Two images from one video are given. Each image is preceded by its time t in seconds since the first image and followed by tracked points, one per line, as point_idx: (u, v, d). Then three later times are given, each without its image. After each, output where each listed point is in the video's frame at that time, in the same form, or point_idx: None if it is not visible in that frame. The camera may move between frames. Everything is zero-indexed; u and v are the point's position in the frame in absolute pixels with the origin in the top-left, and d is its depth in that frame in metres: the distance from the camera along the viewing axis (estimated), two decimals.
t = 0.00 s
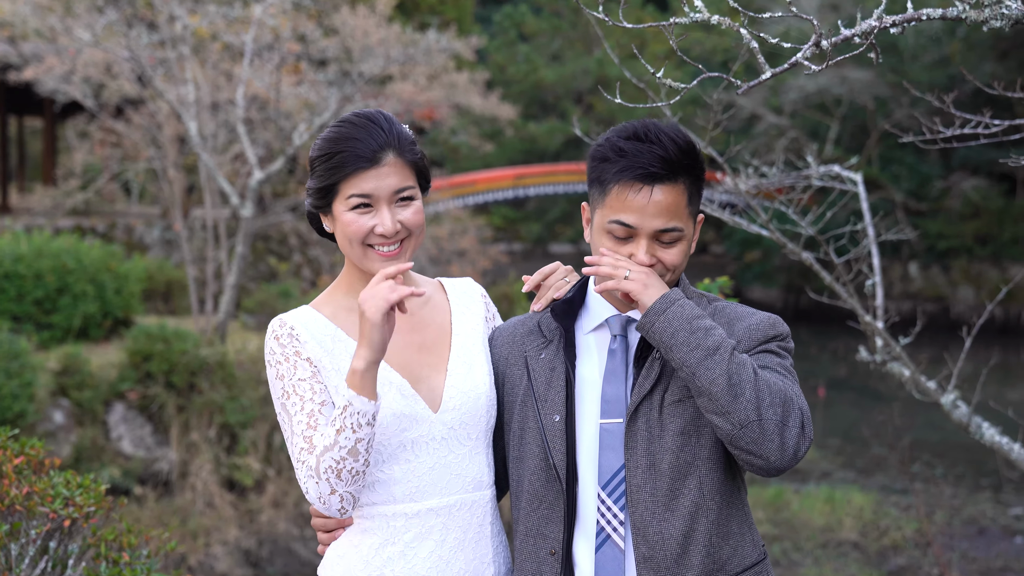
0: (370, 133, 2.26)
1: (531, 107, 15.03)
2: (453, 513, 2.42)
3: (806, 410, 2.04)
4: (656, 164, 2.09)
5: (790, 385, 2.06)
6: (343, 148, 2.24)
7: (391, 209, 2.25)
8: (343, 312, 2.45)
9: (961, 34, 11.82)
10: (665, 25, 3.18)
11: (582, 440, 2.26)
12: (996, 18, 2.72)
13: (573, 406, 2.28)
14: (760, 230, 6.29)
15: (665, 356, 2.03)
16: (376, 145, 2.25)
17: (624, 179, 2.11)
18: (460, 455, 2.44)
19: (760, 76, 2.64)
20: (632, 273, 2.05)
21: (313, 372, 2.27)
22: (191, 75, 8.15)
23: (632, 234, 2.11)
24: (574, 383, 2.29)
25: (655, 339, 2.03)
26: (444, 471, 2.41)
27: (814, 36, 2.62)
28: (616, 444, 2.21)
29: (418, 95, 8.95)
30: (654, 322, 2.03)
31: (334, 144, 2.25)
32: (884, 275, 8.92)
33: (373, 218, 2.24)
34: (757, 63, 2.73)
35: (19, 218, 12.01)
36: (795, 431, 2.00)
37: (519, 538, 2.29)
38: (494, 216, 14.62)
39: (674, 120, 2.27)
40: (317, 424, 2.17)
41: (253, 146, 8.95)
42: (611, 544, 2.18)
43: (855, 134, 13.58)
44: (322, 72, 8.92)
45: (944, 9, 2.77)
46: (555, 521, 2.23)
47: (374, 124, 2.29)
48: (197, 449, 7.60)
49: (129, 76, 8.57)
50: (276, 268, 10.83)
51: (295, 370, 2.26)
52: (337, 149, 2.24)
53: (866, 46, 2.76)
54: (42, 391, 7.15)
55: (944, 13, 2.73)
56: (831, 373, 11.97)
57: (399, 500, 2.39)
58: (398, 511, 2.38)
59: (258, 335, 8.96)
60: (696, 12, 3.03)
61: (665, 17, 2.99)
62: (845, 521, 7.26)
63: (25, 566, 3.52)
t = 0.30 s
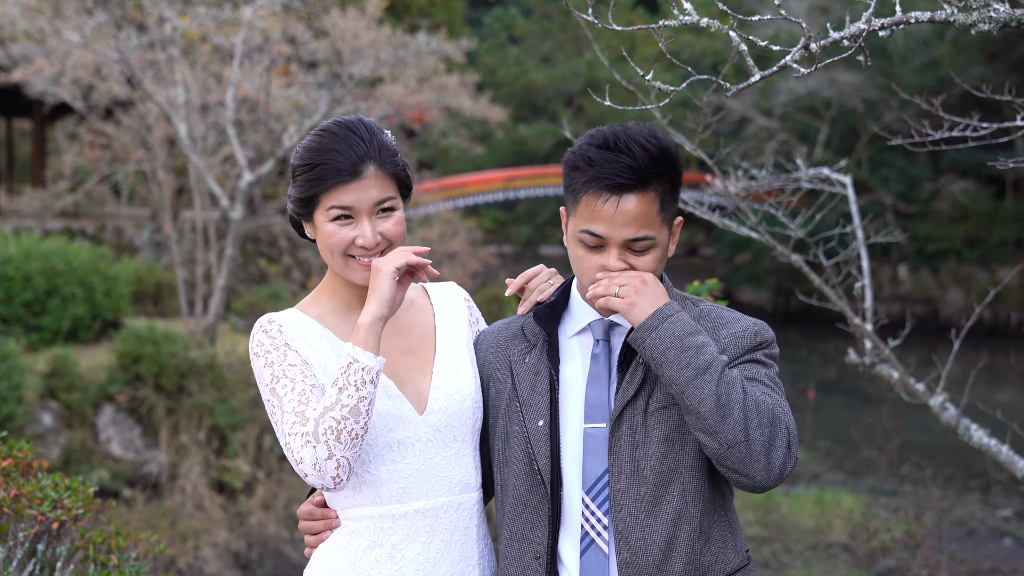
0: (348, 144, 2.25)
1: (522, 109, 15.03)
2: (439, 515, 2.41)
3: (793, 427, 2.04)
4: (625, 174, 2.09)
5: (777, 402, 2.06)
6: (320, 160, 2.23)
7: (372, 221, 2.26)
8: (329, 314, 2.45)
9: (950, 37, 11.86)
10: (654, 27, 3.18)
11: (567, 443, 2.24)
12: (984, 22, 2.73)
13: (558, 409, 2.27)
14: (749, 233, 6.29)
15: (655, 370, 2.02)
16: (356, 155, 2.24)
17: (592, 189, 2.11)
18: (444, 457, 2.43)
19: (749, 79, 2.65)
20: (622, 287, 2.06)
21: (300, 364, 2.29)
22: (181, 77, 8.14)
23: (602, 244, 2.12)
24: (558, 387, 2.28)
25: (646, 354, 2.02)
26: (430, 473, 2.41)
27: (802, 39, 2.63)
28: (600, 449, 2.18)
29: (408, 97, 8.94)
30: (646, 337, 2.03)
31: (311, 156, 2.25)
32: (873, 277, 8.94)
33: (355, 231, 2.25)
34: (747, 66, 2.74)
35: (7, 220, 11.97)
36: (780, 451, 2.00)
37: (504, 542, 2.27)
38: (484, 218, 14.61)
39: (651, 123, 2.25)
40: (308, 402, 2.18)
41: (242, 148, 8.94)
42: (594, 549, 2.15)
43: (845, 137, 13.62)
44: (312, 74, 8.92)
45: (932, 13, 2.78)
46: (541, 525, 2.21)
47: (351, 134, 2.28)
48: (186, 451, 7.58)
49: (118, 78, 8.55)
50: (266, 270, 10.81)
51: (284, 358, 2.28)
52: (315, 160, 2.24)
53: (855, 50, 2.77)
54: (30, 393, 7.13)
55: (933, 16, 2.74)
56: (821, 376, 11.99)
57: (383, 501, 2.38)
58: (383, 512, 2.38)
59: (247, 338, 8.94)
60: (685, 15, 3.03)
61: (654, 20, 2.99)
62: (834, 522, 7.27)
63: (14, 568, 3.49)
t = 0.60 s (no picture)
0: (345, 154, 2.23)
1: (512, 111, 15.04)
2: (429, 516, 2.41)
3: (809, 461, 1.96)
4: (594, 192, 2.08)
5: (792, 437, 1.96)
6: (315, 169, 2.22)
7: (366, 233, 2.25)
8: (318, 314, 2.45)
9: (940, 38, 11.89)
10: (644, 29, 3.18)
11: (558, 446, 2.22)
12: (974, 22, 2.72)
13: (548, 413, 2.23)
14: (740, 234, 6.28)
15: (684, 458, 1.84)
16: (354, 166, 2.22)
17: (564, 203, 2.11)
18: (434, 459, 2.42)
19: (740, 80, 2.64)
20: (650, 404, 1.76)
21: (290, 368, 2.29)
22: (171, 78, 8.15)
23: (577, 257, 2.12)
24: (548, 390, 2.24)
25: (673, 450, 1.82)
26: (419, 475, 2.41)
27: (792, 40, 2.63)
28: (590, 452, 2.16)
29: (399, 99, 8.95)
30: (676, 438, 1.80)
31: (305, 163, 2.24)
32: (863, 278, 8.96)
33: (351, 242, 2.25)
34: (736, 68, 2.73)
35: None
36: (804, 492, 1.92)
37: (494, 545, 2.25)
38: (475, 219, 14.60)
39: (624, 125, 2.23)
40: (301, 403, 2.18)
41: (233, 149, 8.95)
42: (586, 552, 2.14)
43: (836, 137, 13.64)
44: (303, 76, 8.93)
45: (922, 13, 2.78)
46: (530, 529, 2.18)
47: (346, 142, 2.26)
48: (177, 453, 7.58)
49: (108, 79, 8.55)
50: (256, 272, 10.80)
51: (275, 360, 2.29)
52: (311, 169, 2.22)
53: (844, 51, 2.76)
54: (21, 394, 7.13)
55: (923, 17, 2.74)
56: (812, 377, 12.00)
57: (373, 502, 2.38)
58: (374, 512, 2.38)
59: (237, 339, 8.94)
60: (675, 15, 3.03)
61: (644, 21, 2.98)
62: (825, 523, 7.25)
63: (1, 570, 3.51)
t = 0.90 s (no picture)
0: (358, 153, 2.22)
1: (514, 111, 15.04)
2: (433, 517, 2.41)
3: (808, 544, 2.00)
4: (579, 189, 2.08)
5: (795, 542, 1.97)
6: (328, 166, 2.22)
7: (377, 232, 2.24)
8: (323, 314, 2.44)
9: (942, 38, 11.88)
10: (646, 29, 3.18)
11: (562, 450, 2.20)
12: (976, 22, 2.72)
13: (551, 416, 2.22)
14: (741, 234, 6.27)
15: None
16: (367, 166, 2.21)
17: (550, 204, 2.12)
18: (437, 460, 2.42)
19: (742, 80, 2.64)
20: None
21: (287, 377, 2.28)
22: (173, 79, 8.16)
23: (571, 257, 2.12)
24: (551, 394, 2.23)
25: None
26: (423, 475, 2.40)
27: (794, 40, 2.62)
28: (595, 456, 2.15)
29: (400, 99, 8.96)
30: None
31: (318, 161, 2.23)
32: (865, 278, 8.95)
33: (361, 240, 2.24)
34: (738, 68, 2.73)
35: None
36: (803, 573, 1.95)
37: (498, 547, 2.25)
38: (477, 220, 14.60)
39: (612, 123, 2.23)
40: (287, 427, 2.18)
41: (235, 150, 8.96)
42: (592, 555, 2.14)
43: (838, 138, 13.63)
44: (304, 76, 8.94)
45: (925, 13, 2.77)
46: (534, 531, 2.17)
47: (358, 140, 2.26)
48: (179, 453, 7.59)
49: (110, 80, 8.57)
50: (258, 272, 10.82)
51: (272, 372, 2.27)
52: (323, 166, 2.22)
53: (847, 50, 2.75)
54: (23, 395, 7.15)
55: (925, 17, 2.73)
56: (814, 377, 11.98)
57: (378, 502, 2.38)
58: (377, 514, 2.38)
59: (239, 340, 8.95)
60: (677, 16, 3.02)
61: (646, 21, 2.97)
62: (827, 524, 7.21)
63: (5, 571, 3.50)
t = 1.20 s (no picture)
0: (392, 154, 2.23)
1: (522, 112, 15.06)
2: (439, 516, 2.41)
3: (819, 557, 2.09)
4: (596, 177, 2.08)
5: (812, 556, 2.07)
6: (360, 168, 2.22)
7: (402, 238, 2.25)
8: (332, 314, 2.46)
9: (951, 38, 11.86)
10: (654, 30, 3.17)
11: (572, 451, 2.19)
12: (985, 23, 2.70)
13: (561, 416, 2.21)
14: (749, 235, 6.27)
15: None
16: (402, 169, 2.21)
17: (568, 193, 2.11)
18: (444, 458, 2.41)
19: (748, 81, 2.63)
20: None
21: (282, 391, 2.32)
22: (181, 80, 8.18)
23: (586, 248, 2.11)
24: (561, 394, 2.21)
25: None
26: (430, 474, 2.40)
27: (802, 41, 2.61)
28: (606, 456, 2.13)
29: (408, 100, 8.96)
30: None
31: (350, 161, 2.24)
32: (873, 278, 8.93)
33: (385, 243, 2.24)
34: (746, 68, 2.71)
35: (10, 224, 12.07)
36: None
37: (507, 546, 2.24)
38: (485, 221, 14.62)
39: (630, 123, 2.24)
40: (267, 452, 2.28)
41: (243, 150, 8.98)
42: (604, 556, 2.12)
43: (846, 138, 13.61)
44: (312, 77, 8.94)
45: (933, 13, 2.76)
46: (543, 532, 2.17)
47: (388, 140, 2.27)
48: (187, 454, 7.60)
49: (119, 82, 8.60)
50: (266, 273, 10.85)
51: (263, 388, 2.31)
52: (356, 165, 2.22)
53: (855, 51, 2.74)
54: (32, 395, 7.19)
55: (934, 18, 2.71)
56: (822, 378, 11.96)
57: (385, 500, 2.38)
58: (384, 513, 2.37)
59: (247, 340, 8.97)
60: (684, 16, 3.00)
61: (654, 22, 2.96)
62: (835, 526, 7.17)
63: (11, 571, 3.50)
